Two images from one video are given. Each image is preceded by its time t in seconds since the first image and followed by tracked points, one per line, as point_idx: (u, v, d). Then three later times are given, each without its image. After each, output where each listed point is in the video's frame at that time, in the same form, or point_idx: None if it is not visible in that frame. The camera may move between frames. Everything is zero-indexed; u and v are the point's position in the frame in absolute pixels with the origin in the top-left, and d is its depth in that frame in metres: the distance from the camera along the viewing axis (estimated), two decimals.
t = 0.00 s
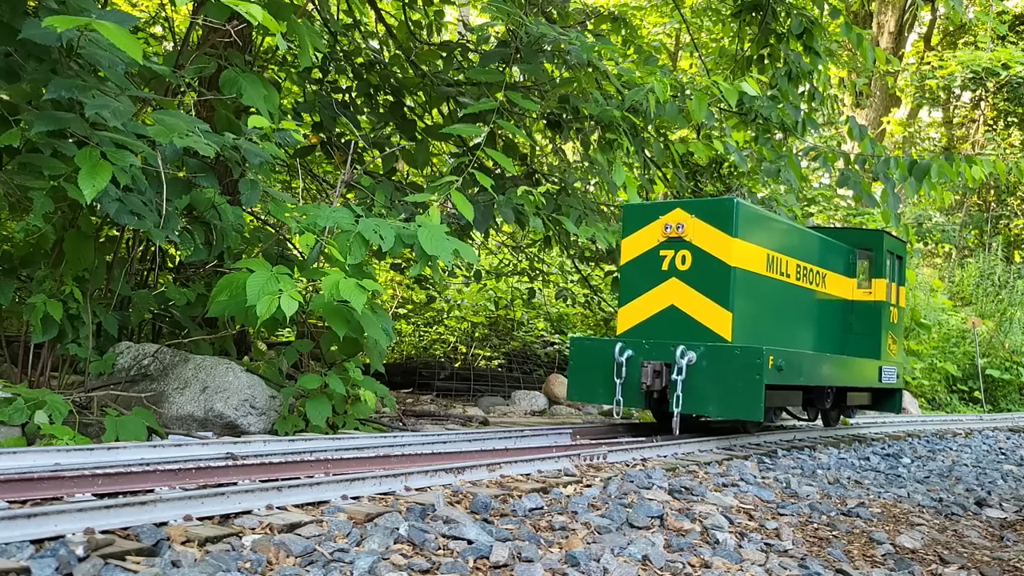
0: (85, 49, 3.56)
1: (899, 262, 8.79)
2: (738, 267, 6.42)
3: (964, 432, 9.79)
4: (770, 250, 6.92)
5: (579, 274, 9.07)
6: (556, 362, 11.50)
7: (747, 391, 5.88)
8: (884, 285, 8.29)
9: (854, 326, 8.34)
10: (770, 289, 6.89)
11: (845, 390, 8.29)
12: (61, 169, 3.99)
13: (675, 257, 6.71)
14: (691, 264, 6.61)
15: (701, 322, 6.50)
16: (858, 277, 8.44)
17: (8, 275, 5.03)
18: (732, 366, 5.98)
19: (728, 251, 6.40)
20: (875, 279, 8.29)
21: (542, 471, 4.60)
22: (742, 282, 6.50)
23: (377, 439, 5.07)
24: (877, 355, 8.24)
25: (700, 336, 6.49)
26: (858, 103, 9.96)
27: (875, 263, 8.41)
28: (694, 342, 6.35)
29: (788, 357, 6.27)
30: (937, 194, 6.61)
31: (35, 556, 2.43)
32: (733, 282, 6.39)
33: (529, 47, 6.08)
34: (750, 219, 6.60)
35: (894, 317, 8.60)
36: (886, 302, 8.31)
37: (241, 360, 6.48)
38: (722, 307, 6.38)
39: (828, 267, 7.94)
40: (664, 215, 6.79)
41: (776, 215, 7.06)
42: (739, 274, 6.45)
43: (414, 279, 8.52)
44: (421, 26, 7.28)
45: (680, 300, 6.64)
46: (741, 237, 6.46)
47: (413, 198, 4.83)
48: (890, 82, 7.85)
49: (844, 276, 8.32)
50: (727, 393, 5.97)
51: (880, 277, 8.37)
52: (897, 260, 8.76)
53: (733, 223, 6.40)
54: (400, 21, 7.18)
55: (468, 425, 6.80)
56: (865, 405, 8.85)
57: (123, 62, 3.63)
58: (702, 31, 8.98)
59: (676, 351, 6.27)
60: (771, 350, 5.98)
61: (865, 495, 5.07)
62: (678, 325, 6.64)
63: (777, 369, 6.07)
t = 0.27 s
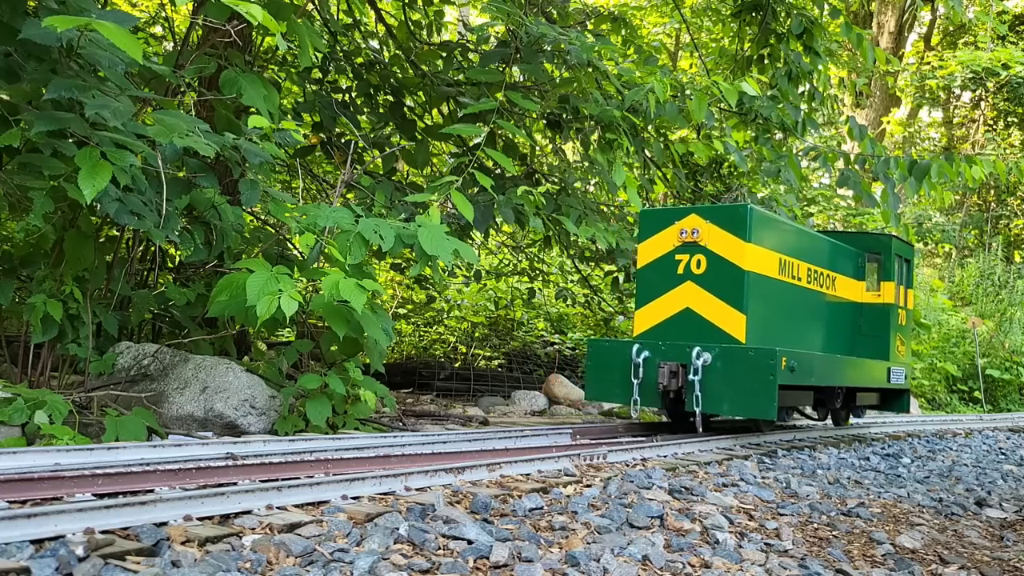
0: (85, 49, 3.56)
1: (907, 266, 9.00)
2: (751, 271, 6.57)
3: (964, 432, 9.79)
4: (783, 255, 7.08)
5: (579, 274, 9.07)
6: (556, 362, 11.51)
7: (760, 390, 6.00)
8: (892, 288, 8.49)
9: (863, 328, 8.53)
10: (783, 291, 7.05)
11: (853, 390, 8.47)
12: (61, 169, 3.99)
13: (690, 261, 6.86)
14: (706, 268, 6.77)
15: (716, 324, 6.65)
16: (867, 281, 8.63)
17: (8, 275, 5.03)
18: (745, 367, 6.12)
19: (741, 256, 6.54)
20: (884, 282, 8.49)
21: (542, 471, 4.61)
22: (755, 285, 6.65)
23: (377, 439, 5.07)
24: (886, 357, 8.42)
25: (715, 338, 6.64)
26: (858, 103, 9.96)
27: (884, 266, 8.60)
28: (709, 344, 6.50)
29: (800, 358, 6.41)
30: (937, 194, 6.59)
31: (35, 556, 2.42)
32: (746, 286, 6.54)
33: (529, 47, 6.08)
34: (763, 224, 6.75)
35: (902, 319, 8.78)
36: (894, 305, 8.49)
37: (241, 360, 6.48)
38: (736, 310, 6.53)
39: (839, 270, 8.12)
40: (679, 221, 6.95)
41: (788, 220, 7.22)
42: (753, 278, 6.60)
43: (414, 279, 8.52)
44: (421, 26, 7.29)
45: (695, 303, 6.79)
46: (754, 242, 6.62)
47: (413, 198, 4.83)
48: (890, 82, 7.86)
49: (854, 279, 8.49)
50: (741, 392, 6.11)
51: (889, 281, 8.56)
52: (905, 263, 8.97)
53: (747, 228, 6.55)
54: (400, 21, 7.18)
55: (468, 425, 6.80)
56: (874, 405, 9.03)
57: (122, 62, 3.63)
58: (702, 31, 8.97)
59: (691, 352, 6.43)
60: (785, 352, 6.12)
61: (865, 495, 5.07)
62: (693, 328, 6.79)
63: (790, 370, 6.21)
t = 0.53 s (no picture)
0: (85, 48, 3.56)
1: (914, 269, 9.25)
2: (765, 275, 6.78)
3: (964, 432, 9.79)
4: (796, 259, 7.30)
5: (579, 274, 9.08)
6: (556, 362, 11.52)
7: (774, 391, 6.22)
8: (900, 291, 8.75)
9: (873, 329, 8.78)
10: (795, 295, 7.27)
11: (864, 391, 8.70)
12: (61, 169, 3.99)
13: (706, 265, 7.07)
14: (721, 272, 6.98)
15: (730, 327, 6.86)
16: (876, 284, 8.90)
17: (8, 275, 5.03)
18: (759, 367, 6.33)
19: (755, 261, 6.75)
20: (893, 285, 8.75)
21: (541, 471, 4.61)
22: (769, 289, 6.86)
23: (376, 439, 5.06)
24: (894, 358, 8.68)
25: (729, 340, 6.85)
26: (858, 103, 9.96)
27: (892, 270, 8.85)
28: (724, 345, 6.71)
29: (812, 360, 6.64)
30: (937, 194, 6.58)
31: (35, 556, 2.42)
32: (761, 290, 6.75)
33: (529, 47, 6.08)
34: (777, 230, 6.96)
35: (910, 320, 9.04)
36: (903, 308, 8.75)
37: (241, 360, 6.48)
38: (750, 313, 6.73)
39: (848, 273, 8.37)
40: (695, 226, 7.15)
41: (801, 225, 7.44)
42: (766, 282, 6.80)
43: (414, 279, 8.52)
44: (421, 26, 7.29)
45: (710, 306, 7.00)
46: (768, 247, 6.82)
47: (413, 198, 4.83)
48: (890, 82, 7.86)
49: (863, 282, 8.74)
50: (755, 393, 6.31)
51: (897, 284, 8.84)
52: (913, 267, 9.27)
53: (761, 234, 6.75)
54: (400, 21, 7.18)
55: (468, 425, 6.80)
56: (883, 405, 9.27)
57: (122, 62, 3.64)
58: (702, 31, 8.98)
59: (706, 353, 6.63)
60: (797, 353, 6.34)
61: (864, 495, 5.08)
62: (707, 329, 7.00)
63: (802, 370, 6.42)
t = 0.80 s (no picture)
0: (85, 48, 3.56)
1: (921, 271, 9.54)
2: (778, 278, 7.09)
3: (963, 432, 9.79)
4: (807, 263, 7.61)
5: (579, 274, 9.08)
6: (556, 362, 11.53)
7: (786, 391, 6.51)
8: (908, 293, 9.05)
9: (882, 330, 9.10)
10: (807, 297, 7.59)
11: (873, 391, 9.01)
12: (61, 169, 3.99)
13: (720, 269, 7.38)
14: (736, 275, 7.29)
15: (745, 328, 7.16)
16: (885, 286, 9.22)
17: (8, 275, 5.03)
18: (773, 368, 6.62)
19: (768, 265, 7.06)
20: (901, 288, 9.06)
21: (541, 471, 4.61)
22: (782, 292, 7.17)
23: (377, 439, 5.06)
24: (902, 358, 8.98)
25: (744, 341, 7.16)
26: (858, 103, 9.96)
27: (900, 272, 9.17)
28: (739, 346, 7.01)
29: (824, 360, 6.94)
30: (937, 194, 6.57)
31: (35, 556, 2.42)
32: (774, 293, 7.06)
33: (529, 46, 6.08)
34: (789, 235, 7.28)
35: (917, 322, 9.35)
36: (911, 309, 9.05)
37: (241, 360, 6.48)
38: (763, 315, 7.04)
39: (857, 277, 8.67)
40: (710, 231, 7.47)
41: (812, 231, 7.76)
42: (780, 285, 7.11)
43: (414, 279, 8.52)
44: (421, 26, 7.29)
45: (725, 308, 7.32)
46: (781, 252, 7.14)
47: (413, 198, 4.82)
48: (890, 82, 7.86)
49: (872, 285, 9.06)
50: (769, 393, 6.61)
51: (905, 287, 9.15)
52: (921, 269, 9.59)
53: (773, 239, 7.07)
54: (400, 21, 7.19)
55: (468, 425, 6.80)
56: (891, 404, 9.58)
57: (122, 62, 3.64)
58: (702, 31, 8.98)
59: (722, 354, 6.93)
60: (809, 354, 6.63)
61: (864, 495, 5.08)
62: (723, 331, 7.31)
63: (815, 370, 6.72)
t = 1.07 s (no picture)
0: (85, 48, 3.56)
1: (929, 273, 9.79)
2: (790, 282, 7.27)
3: (964, 432, 9.79)
4: (819, 267, 7.81)
5: (579, 274, 9.08)
6: (556, 362, 11.55)
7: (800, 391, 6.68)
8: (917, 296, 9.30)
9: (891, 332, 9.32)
10: (819, 300, 7.79)
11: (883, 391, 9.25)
12: (61, 169, 3.99)
13: (735, 272, 7.57)
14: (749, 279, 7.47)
15: (759, 330, 7.35)
16: (894, 289, 9.43)
17: (8, 275, 5.03)
18: (787, 369, 6.80)
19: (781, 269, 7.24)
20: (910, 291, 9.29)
21: (541, 471, 4.61)
22: (794, 295, 7.36)
23: (377, 439, 5.06)
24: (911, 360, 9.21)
25: (758, 343, 7.34)
26: (858, 103, 9.95)
27: (908, 275, 9.39)
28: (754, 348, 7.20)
29: (836, 362, 7.13)
30: (937, 194, 6.56)
31: (35, 556, 2.42)
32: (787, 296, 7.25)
33: (529, 46, 6.08)
34: (801, 240, 7.47)
35: (926, 324, 9.56)
36: (919, 312, 9.27)
37: (241, 360, 6.48)
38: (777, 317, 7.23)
39: (866, 280, 8.86)
40: (724, 236, 7.65)
41: (824, 235, 7.95)
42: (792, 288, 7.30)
43: (414, 279, 8.52)
44: (421, 26, 7.29)
45: (739, 311, 7.51)
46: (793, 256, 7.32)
47: (413, 198, 4.82)
48: (890, 81, 7.86)
49: (881, 288, 9.27)
50: (783, 392, 6.79)
51: (914, 289, 9.35)
52: (928, 272, 9.78)
53: (786, 244, 7.25)
54: (400, 21, 7.19)
55: (468, 425, 6.80)
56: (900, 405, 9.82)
57: (122, 62, 3.63)
58: (702, 31, 8.98)
59: (737, 356, 7.11)
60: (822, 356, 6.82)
61: (864, 495, 5.07)
62: (737, 333, 7.49)
63: (827, 371, 6.91)
